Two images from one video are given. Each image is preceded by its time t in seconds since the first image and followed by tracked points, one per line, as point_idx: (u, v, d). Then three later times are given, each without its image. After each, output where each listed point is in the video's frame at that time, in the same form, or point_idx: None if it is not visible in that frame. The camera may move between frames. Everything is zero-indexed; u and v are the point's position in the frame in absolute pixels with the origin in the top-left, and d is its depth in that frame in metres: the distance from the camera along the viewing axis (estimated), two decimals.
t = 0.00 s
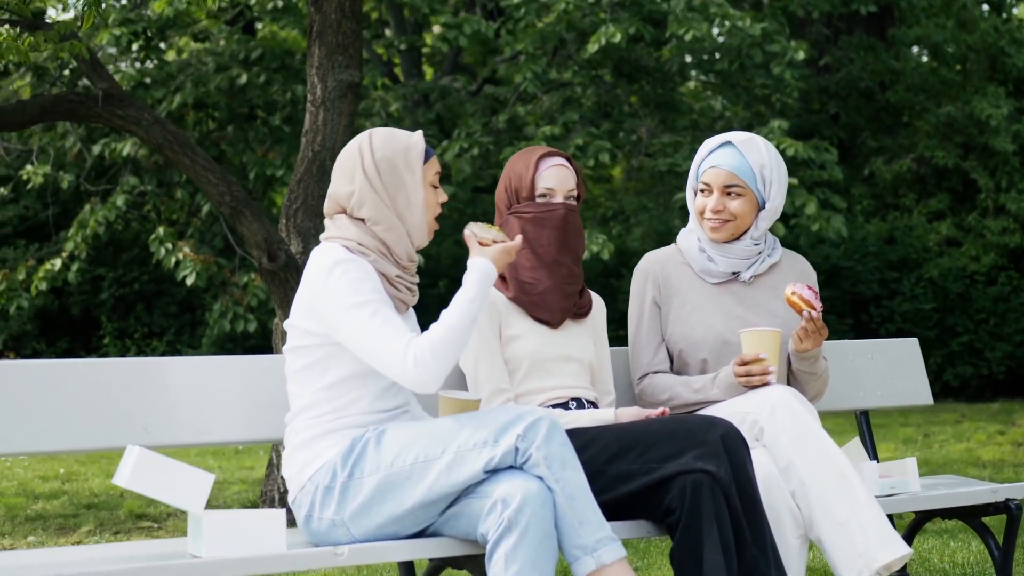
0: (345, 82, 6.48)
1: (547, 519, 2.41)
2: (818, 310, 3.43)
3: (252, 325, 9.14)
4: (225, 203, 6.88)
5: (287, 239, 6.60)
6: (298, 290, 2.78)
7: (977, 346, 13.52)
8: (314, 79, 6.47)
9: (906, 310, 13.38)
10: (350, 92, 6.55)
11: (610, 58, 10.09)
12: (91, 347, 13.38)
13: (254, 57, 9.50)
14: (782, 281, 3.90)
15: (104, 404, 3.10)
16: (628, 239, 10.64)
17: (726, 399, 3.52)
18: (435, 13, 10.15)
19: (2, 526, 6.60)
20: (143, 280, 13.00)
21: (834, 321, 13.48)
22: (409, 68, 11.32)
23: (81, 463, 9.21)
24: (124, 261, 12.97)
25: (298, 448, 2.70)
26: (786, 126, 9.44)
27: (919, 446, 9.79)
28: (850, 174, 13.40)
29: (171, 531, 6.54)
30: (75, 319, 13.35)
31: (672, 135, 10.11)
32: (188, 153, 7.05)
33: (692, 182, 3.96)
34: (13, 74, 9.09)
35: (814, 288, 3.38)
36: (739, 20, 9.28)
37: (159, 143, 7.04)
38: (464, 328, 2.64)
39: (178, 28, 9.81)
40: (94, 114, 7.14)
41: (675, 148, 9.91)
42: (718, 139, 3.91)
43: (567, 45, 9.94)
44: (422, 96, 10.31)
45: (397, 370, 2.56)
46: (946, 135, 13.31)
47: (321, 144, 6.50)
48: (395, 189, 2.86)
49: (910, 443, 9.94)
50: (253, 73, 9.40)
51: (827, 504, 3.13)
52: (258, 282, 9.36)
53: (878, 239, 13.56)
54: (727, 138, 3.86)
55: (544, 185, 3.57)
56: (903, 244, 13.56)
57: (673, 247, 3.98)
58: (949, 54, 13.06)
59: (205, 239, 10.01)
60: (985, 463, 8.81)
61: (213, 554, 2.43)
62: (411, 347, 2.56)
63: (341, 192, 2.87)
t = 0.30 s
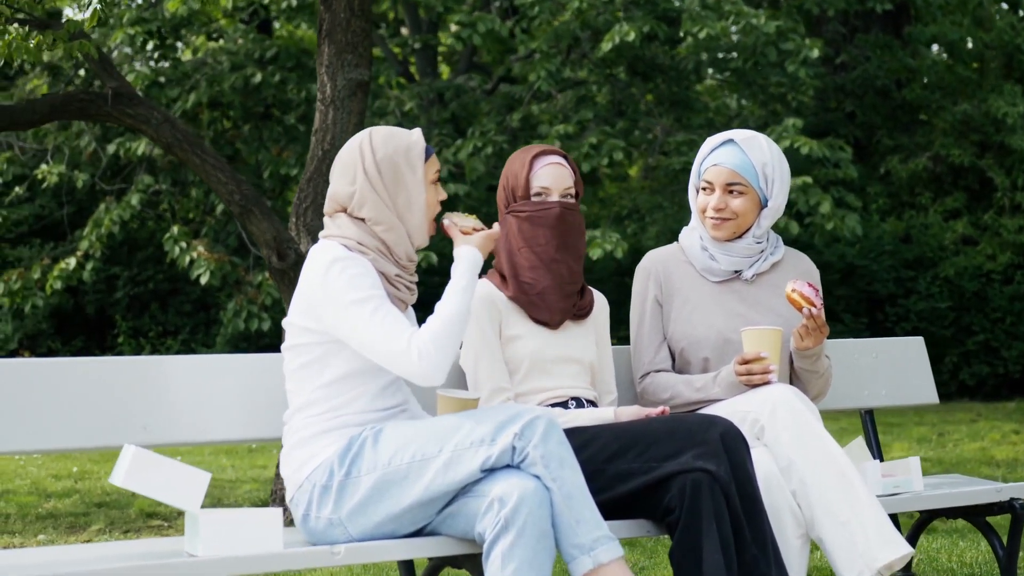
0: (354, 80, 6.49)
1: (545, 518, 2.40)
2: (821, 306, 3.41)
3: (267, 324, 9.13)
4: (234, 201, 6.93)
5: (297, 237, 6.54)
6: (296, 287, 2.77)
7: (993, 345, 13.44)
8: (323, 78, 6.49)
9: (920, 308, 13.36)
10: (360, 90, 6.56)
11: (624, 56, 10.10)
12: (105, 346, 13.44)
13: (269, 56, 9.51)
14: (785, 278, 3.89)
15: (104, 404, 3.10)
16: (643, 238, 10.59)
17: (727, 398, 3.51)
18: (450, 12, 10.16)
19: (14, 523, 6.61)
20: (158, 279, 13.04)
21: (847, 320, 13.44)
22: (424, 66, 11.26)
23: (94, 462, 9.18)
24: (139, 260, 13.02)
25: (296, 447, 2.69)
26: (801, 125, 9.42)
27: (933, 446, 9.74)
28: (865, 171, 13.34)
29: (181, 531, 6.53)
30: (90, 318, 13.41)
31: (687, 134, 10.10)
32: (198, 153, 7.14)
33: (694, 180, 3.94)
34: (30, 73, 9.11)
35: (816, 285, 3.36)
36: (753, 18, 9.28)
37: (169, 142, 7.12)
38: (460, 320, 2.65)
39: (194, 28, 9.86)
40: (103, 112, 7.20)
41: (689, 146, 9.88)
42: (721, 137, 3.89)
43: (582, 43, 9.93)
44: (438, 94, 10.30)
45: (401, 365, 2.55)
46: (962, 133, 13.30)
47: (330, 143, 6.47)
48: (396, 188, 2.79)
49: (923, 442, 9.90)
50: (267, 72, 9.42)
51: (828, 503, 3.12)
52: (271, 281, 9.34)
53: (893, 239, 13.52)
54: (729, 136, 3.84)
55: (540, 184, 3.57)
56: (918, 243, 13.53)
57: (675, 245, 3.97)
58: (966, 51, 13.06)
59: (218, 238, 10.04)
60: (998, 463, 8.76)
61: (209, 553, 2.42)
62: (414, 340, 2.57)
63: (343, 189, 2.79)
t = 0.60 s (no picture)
0: (364, 79, 6.49)
1: (542, 517, 2.39)
2: (821, 304, 3.40)
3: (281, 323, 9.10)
4: (245, 199, 6.98)
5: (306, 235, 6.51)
6: (295, 286, 2.77)
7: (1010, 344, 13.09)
8: (334, 77, 6.49)
9: (936, 306, 13.04)
10: (370, 89, 6.56)
11: (639, 55, 10.12)
12: (121, 344, 13.55)
13: (284, 54, 9.61)
14: (788, 276, 3.88)
15: (102, 402, 3.10)
16: (658, 237, 10.38)
17: (727, 397, 3.50)
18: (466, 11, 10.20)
19: (25, 522, 6.61)
20: (174, 277, 13.11)
21: (864, 319, 13.18)
22: (441, 65, 11.25)
23: (107, 462, 9.12)
24: (155, 258, 13.13)
25: (294, 445, 2.68)
26: (817, 123, 9.40)
27: (947, 445, 9.69)
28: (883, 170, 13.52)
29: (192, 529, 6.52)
30: (105, 316, 13.51)
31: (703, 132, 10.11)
32: (208, 151, 7.20)
33: (697, 177, 3.94)
34: (47, 71, 9.12)
35: (817, 284, 3.35)
36: (767, 16, 9.29)
37: (178, 141, 7.16)
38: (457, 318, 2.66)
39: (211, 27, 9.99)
40: (113, 111, 7.16)
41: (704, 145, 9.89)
42: (723, 134, 3.88)
43: (596, 41, 9.95)
44: (453, 94, 10.29)
45: (399, 363, 2.55)
46: (978, 131, 13.35)
47: (342, 141, 6.46)
48: (395, 186, 2.78)
49: (938, 442, 9.84)
50: (283, 71, 9.46)
51: (829, 502, 3.10)
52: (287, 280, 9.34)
53: (909, 236, 13.32)
54: (732, 134, 3.83)
55: (539, 183, 3.56)
56: (935, 241, 13.29)
57: (677, 243, 3.96)
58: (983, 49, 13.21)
59: (235, 237, 10.05)
60: (1012, 463, 8.70)
61: (205, 551, 2.42)
62: (412, 340, 2.56)
63: (340, 187, 2.78)
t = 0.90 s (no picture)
0: (373, 78, 6.50)
1: (538, 516, 2.39)
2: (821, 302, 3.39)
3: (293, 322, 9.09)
4: (253, 199, 7.24)
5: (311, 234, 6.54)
6: (292, 286, 2.76)
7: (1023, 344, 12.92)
8: (342, 77, 6.52)
9: (949, 306, 12.93)
10: (379, 88, 6.57)
11: (652, 55, 10.12)
12: (135, 343, 13.74)
13: (298, 54, 9.62)
14: (788, 275, 3.87)
15: (103, 401, 3.11)
16: (671, 236, 10.10)
17: (728, 396, 3.49)
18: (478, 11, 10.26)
19: (35, 521, 6.62)
20: (187, 276, 13.33)
21: (878, 318, 13.18)
22: (454, 65, 11.31)
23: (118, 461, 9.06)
24: (168, 257, 13.35)
25: (292, 444, 2.69)
26: (829, 122, 9.41)
27: (959, 445, 9.66)
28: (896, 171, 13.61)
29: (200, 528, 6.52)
30: (119, 316, 13.70)
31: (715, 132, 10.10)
32: (214, 150, 7.40)
33: (698, 177, 3.93)
34: (61, 71, 9.15)
35: (816, 282, 3.35)
36: (780, 15, 9.28)
37: (186, 140, 7.38)
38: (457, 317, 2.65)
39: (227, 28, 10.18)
40: (122, 110, 7.33)
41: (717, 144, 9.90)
42: (724, 133, 3.87)
43: (608, 40, 9.99)
44: (468, 92, 10.44)
45: (396, 363, 2.55)
46: (992, 130, 13.41)
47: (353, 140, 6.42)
48: (393, 186, 2.78)
49: (950, 442, 9.81)
50: (296, 71, 9.51)
51: (828, 501, 3.09)
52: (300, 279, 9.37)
53: (923, 236, 13.22)
54: (733, 133, 3.82)
55: (539, 183, 3.56)
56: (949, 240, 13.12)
57: (677, 243, 3.95)
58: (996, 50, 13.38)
59: (248, 237, 10.14)
60: None
61: (202, 550, 2.43)
62: (409, 340, 2.56)
63: (338, 187, 2.78)
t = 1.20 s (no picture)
0: (380, 77, 6.73)
1: (533, 516, 2.39)
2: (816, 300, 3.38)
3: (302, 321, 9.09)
4: (261, 199, 7.70)
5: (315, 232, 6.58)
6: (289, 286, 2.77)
7: None
8: (350, 76, 6.74)
9: (961, 305, 12.88)
10: (385, 88, 6.78)
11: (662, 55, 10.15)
12: (145, 342, 13.86)
13: (308, 54, 9.74)
14: (785, 274, 3.87)
15: (101, 400, 3.11)
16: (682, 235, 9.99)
17: (726, 396, 3.49)
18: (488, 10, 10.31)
19: (42, 520, 6.63)
20: (197, 276, 13.46)
21: (889, 318, 13.16)
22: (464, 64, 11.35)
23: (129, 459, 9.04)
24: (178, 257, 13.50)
25: (288, 444, 2.69)
26: (840, 121, 9.41)
27: (970, 445, 9.64)
28: (908, 169, 13.62)
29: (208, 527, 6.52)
30: (130, 316, 13.85)
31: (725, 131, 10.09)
32: (221, 149, 7.80)
33: (695, 177, 3.92)
34: (74, 70, 9.21)
35: (810, 281, 3.34)
36: (791, 14, 9.28)
37: (194, 139, 7.66)
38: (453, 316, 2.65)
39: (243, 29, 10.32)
40: (128, 109, 7.58)
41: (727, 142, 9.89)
42: (723, 132, 3.86)
43: (619, 40, 10.02)
44: (479, 92, 10.49)
45: (391, 363, 2.55)
46: (1004, 130, 13.36)
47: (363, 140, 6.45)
48: (389, 185, 2.78)
49: (961, 441, 9.79)
50: (307, 71, 9.57)
51: (826, 501, 3.09)
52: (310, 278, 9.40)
53: (934, 236, 13.17)
54: (733, 132, 3.81)
55: (538, 182, 3.56)
56: (960, 239, 13.05)
57: (674, 242, 3.95)
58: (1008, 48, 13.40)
59: (258, 236, 10.21)
60: None
61: (197, 549, 2.43)
62: (405, 340, 2.56)
63: (334, 186, 2.78)
